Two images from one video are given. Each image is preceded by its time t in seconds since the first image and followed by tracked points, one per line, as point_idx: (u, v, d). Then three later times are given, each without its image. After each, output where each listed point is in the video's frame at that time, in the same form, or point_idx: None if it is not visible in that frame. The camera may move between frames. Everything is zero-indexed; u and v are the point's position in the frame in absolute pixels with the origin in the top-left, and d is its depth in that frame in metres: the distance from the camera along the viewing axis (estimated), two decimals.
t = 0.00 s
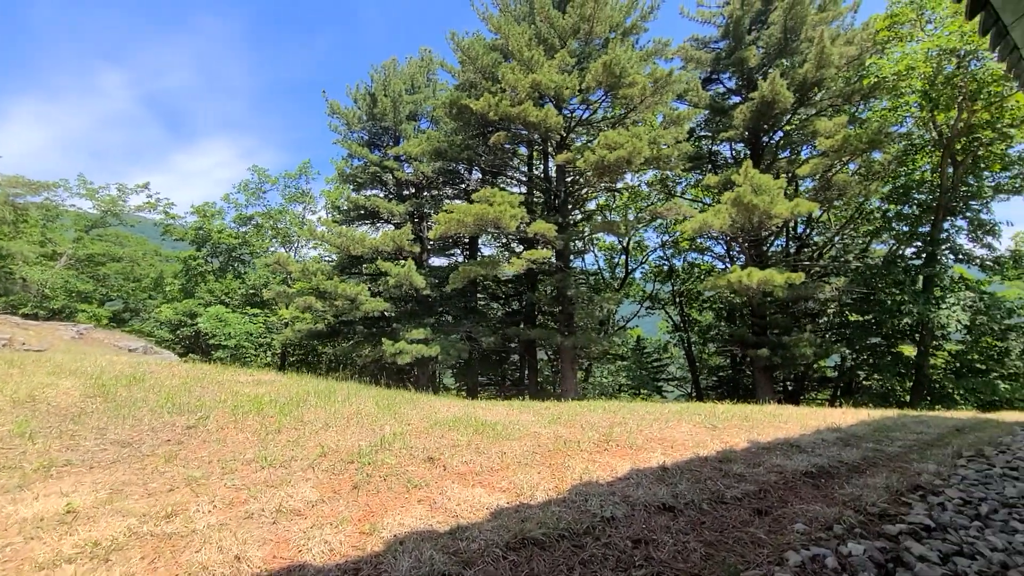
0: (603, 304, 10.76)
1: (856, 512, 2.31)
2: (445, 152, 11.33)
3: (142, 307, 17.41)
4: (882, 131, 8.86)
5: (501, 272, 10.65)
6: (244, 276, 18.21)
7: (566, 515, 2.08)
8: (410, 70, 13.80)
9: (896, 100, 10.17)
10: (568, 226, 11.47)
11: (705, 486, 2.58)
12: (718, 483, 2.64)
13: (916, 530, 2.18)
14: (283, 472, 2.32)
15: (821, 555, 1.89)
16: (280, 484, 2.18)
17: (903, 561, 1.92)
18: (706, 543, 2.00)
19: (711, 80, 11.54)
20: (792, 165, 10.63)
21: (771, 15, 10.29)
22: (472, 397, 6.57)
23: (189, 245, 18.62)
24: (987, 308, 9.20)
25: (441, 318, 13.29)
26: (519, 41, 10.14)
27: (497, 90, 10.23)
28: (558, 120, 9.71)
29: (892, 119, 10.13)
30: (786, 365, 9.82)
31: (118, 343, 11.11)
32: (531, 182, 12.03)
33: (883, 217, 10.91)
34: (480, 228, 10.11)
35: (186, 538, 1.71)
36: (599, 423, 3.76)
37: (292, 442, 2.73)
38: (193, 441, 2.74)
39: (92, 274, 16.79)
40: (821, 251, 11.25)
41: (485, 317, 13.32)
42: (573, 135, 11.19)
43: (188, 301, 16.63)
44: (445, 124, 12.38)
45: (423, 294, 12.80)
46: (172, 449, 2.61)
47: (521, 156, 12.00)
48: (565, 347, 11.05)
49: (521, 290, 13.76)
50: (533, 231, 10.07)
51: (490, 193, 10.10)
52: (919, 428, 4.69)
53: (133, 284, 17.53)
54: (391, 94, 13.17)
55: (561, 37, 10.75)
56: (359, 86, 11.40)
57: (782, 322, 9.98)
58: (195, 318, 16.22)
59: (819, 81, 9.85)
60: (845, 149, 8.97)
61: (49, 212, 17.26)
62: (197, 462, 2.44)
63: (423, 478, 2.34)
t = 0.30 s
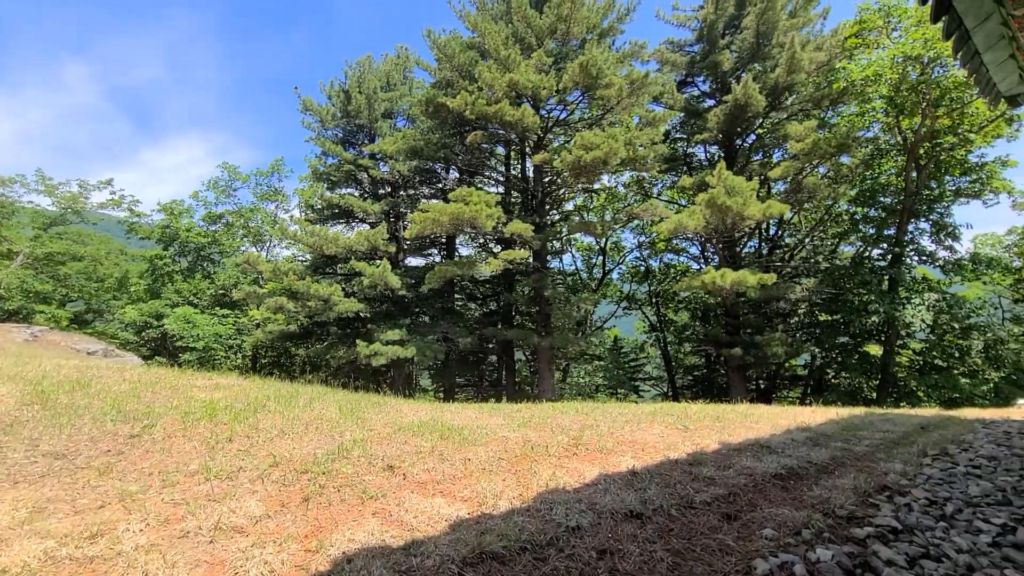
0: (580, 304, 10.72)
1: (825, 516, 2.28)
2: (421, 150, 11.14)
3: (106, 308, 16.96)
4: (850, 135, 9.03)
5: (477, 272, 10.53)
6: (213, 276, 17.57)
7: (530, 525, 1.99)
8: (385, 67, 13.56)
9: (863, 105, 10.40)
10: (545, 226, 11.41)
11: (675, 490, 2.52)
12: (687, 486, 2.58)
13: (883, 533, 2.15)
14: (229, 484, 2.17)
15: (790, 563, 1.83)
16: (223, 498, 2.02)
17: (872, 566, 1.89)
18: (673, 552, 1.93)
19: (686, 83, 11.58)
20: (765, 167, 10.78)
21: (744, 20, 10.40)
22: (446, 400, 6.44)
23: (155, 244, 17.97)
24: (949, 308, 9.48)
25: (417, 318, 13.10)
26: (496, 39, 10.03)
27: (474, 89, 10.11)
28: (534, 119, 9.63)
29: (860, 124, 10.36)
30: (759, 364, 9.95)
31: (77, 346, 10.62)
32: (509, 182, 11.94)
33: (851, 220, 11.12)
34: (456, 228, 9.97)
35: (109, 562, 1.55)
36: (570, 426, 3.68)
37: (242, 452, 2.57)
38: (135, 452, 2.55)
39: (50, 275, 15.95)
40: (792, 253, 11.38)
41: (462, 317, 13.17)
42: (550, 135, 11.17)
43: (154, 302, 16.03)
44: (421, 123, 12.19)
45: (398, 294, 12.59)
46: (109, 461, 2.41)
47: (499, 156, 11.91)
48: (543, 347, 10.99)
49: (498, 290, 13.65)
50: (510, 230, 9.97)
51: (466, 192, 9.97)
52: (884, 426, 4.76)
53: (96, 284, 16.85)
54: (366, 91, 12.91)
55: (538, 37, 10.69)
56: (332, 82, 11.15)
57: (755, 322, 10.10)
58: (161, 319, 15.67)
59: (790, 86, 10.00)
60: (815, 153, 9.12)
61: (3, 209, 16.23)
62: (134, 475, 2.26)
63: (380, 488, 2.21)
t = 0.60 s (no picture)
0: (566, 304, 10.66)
1: (797, 519, 2.23)
2: (404, 150, 11.01)
3: (83, 310, 16.41)
4: (831, 136, 9.10)
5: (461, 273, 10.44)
6: (193, 278, 17.26)
7: (492, 534, 1.90)
8: (368, 65, 13.39)
9: (843, 106, 10.50)
10: (530, 226, 11.34)
11: (647, 494, 2.45)
12: (660, 490, 2.51)
13: (856, 535, 2.10)
14: (177, 495, 2.05)
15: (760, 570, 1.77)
16: (167, 511, 1.90)
17: (843, 571, 1.83)
18: (640, 559, 1.86)
19: (669, 83, 11.58)
20: (747, 167, 10.83)
21: (726, 22, 10.44)
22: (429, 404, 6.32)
23: (133, 245, 17.58)
24: (928, 306, 9.59)
25: (401, 319, 12.95)
26: (479, 38, 9.95)
27: (458, 88, 10.02)
28: (518, 119, 9.56)
29: (840, 125, 10.46)
30: (742, 363, 9.98)
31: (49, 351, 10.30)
32: (494, 182, 11.85)
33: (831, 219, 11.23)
34: (439, 228, 9.85)
35: None
36: (545, 428, 3.60)
37: (196, 460, 2.44)
38: (81, 461, 2.41)
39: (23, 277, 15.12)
40: (775, 252, 11.47)
41: (448, 318, 13.04)
42: (534, 135, 11.10)
43: (132, 304, 15.66)
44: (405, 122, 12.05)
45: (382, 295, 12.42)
46: (52, 472, 2.27)
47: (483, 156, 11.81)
48: (528, 348, 10.93)
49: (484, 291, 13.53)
50: (494, 230, 9.88)
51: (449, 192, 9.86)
52: (862, 424, 4.76)
53: (73, 286, 16.19)
54: (348, 90, 12.74)
55: (522, 36, 10.63)
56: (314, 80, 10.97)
57: (739, 321, 10.13)
58: (139, 322, 15.29)
59: (771, 86, 10.06)
60: (796, 152, 9.18)
61: None
62: (76, 486, 2.12)
63: (338, 497, 2.11)
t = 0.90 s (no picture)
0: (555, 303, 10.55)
1: (766, 527, 2.14)
2: (392, 149, 10.87)
3: (68, 312, 16.13)
4: (818, 134, 9.07)
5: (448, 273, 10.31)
6: (179, 279, 17.00)
7: (441, 549, 1.79)
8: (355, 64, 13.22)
9: (830, 105, 10.50)
10: (519, 226, 11.22)
11: (612, 502, 2.36)
12: (626, 497, 2.42)
13: (825, 544, 2.01)
14: (108, 511, 1.93)
15: None
16: (90, 530, 1.77)
17: None
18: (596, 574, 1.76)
19: (658, 82, 11.53)
20: (736, 166, 10.79)
21: (714, 20, 10.37)
22: (415, 406, 6.18)
23: (119, 247, 17.24)
24: (915, 302, 9.58)
25: (390, 320, 12.79)
26: (466, 36, 9.84)
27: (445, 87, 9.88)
28: (506, 117, 9.44)
29: (828, 123, 10.46)
30: (731, 362, 9.94)
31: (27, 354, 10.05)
32: (483, 181, 11.71)
33: (820, 218, 11.22)
34: (426, 228, 9.73)
35: None
36: (518, 432, 3.50)
37: (136, 472, 2.31)
38: (15, 474, 2.27)
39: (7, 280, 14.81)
40: (764, 251, 11.44)
41: (438, 318, 12.91)
42: (522, 133, 10.99)
43: (118, 306, 15.39)
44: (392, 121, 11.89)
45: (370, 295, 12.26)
46: None
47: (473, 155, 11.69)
48: (518, 348, 10.82)
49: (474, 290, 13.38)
50: (482, 230, 9.75)
51: (436, 191, 9.74)
52: (844, 424, 4.70)
53: (56, 288, 15.87)
54: (335, 89, 12.56)
55: (510, 35, 10.52)
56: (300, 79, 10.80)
57: (728, 320, 10.07)
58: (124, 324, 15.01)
59: (759, 85, 10.02)
60: (784, 151, 9.15)
61: None
62: (3, 502, 1.99)
63: (283, 511, 1.99)
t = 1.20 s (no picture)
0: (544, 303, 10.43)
1: (724, 539, 2.05)
2: (378, 147, 10.71)
3: (50, 312, 15.82)
4: (805, 134, 9.03)
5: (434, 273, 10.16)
6: (164, 278, 16.67)
7: (377, 568, 1.69)
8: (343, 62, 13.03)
9: (818, 105, 10.49)
10: (507, 225, 11.09)
11: (570, 513, 2.26)
12: (584, 507, 2.32)
13: (784, 557, 1.93)
14: (23, 530, 1.80)
15: None
16: None
17: None
18: None
19: (647, 81, 11.48)
20: (725, 165, 10.74)
21: (702, 19, 10.30)
22: (398, 410, 6.03)
23: (102, 247, 16.80)
24: (900, 301, 9.58)
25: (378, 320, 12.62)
26: (453, 33, 9.70)
27: (432, 84, 9.73)
28: (492, 115, 9.31)
29: (815, 123, 10.45)
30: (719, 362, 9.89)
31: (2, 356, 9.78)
32: (472, 180, 11.55)
33: (808, 217, 11.19)
34: (412, 228, 9.58)
35: None
36: (486, 438, 3.39)
37: (65, 486, 2.18)
38: None
39: None
40: (753, 251, 11.40)
41: (427, 318, 12.76)
42: (510, 131, 10.85)
43: (101, 306, 15.09)
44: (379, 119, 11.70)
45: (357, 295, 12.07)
46: None
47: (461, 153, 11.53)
48: (506, 348, 10.69)
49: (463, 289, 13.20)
50: (468, 229, 9.61)
51: (422, 189, 9.59)
52: (823, 425, 4.64)
53: (38, 288, 15.58)
54: (321, 86, 12.35)
55: (497, 32, 10.39)
56: (285, 76, 10.56)
57: (716, 319, 10.02)
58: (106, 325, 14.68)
59: (746, 84, 9.96)
60: (771, 150, 9.10)
61: None
62: None
63: (213, 528, 1.88)
